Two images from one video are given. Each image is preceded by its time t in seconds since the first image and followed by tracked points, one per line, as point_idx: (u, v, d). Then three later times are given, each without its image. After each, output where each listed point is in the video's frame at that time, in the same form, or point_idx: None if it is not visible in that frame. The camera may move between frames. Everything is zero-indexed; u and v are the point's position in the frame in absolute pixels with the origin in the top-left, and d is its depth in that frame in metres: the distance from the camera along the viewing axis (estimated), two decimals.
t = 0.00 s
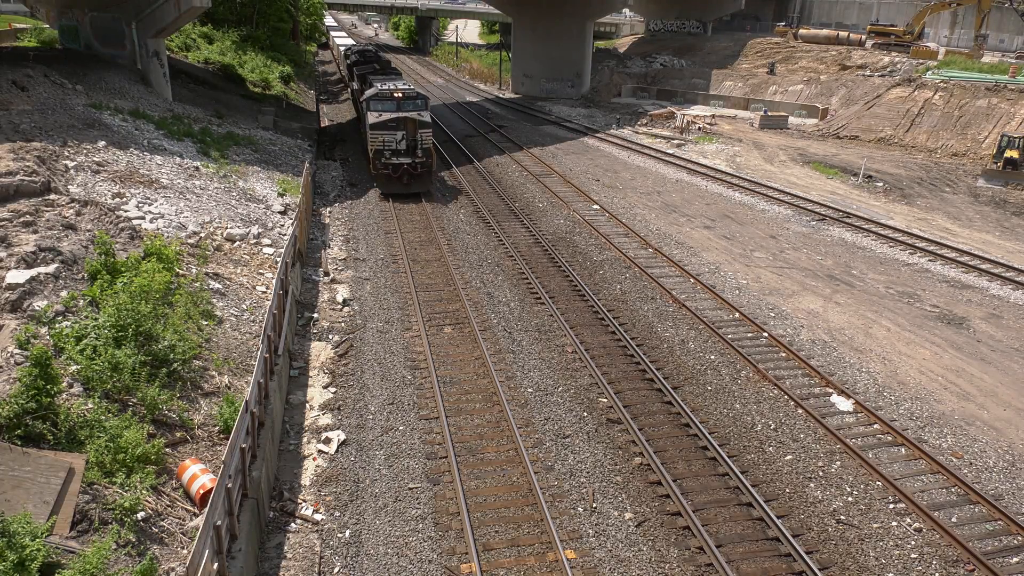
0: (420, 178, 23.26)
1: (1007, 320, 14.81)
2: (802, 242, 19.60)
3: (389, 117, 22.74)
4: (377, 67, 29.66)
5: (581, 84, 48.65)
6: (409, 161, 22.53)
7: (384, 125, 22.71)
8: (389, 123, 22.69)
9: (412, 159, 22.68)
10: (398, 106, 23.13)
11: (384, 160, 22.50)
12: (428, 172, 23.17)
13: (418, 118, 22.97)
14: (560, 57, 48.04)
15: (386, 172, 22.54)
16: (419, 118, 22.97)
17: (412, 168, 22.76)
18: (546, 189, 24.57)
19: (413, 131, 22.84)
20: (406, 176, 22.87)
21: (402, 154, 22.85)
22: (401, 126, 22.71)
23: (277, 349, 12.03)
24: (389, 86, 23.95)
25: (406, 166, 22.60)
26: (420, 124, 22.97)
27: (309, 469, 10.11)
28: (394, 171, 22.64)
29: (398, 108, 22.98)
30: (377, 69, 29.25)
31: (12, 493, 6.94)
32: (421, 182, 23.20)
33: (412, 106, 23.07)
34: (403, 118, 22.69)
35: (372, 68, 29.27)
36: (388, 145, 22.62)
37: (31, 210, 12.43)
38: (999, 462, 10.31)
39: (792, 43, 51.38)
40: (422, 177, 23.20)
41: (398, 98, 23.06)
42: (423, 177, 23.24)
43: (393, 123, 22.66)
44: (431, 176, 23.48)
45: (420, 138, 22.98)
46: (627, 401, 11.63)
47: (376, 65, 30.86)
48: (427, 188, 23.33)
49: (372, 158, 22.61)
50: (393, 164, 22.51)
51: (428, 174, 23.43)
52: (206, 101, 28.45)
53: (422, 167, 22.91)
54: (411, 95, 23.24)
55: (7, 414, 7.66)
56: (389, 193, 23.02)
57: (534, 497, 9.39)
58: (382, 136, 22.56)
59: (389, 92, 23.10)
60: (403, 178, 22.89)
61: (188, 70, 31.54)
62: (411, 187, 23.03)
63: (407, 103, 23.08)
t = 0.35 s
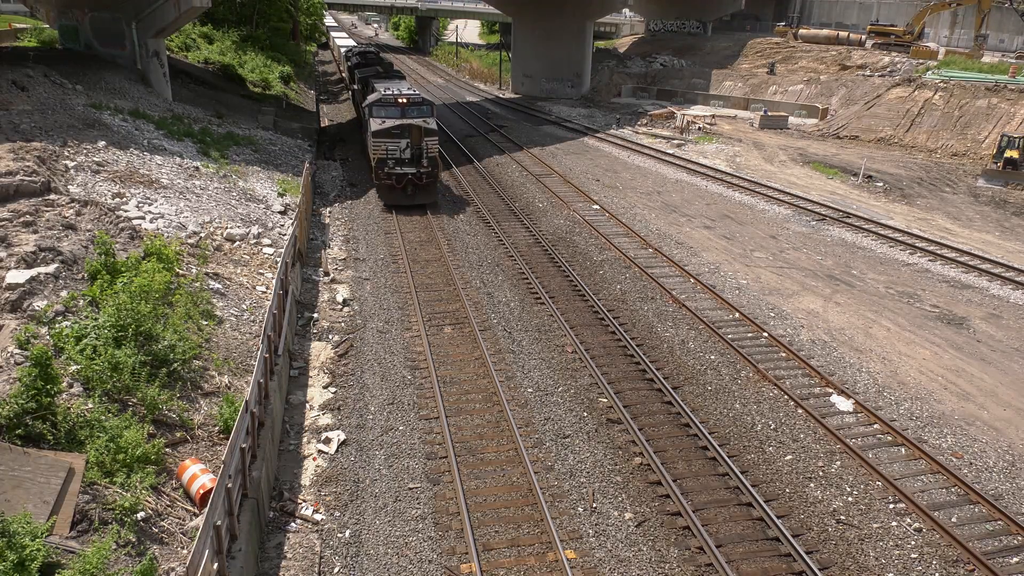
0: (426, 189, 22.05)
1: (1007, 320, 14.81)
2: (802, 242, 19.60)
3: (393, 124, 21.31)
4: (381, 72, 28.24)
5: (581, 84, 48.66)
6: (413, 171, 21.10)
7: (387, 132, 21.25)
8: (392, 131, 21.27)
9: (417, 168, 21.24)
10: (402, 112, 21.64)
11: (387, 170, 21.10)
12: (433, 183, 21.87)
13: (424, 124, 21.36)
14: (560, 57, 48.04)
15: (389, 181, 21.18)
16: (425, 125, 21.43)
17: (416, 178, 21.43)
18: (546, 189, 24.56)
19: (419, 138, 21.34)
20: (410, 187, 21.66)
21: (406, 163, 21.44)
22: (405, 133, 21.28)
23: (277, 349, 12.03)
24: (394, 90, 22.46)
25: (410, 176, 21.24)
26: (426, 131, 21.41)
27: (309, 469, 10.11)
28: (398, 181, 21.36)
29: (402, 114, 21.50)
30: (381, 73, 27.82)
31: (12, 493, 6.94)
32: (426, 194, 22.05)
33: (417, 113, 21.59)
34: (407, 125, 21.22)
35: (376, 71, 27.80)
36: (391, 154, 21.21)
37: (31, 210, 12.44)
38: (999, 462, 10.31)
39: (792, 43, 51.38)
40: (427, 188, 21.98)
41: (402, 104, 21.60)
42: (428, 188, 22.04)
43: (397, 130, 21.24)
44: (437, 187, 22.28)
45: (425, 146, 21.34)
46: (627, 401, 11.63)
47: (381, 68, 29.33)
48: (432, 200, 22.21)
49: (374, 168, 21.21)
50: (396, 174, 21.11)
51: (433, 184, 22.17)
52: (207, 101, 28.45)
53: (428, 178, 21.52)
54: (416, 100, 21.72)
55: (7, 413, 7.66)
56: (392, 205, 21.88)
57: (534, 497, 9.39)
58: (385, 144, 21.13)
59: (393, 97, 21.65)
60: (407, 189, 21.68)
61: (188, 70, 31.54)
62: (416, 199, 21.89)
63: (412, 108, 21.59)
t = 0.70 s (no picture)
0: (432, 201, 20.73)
1: (1007, 320, 14.81)
2: (802, 242, 19.60)
3: (397, 132, 20.35)
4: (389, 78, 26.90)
5: (581, 84, 48.66)
6: (419, 181, 20.06)
7: (391, 140, 20.29)
8: (396, 138, 20.29)
9: (422, 179, 20.19)
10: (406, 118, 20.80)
11: (390, 181, 20.11)
12: (440, 194, 20.72)
13: (429, 131, 20.38)
14: (560, 57, 48.03)
15: (392, 193, 20.14)
16: (431, 133, 20.49)
17: (422, 190, 20.23)
18: (546, 189, 24.57)
19: (424, 147, 20.37)
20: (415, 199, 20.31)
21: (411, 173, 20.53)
22: (410, 142, 20.28)
23: (277, 349, 12.03)
24: (398, 96, 21.59)
25: (415, 187, 20.10)
26: (432, 140, 20.48)
27: (309, 469, 10.11)
28: (402, 193, 20.26)
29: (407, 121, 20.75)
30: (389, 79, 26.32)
31: (12, 493, 6.94)
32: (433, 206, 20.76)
33: (422, 120, 20.85)
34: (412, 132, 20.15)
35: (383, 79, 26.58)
36: (395, 163, 20.28)
37: (31, 210, 12.44)
38: (999, 462, 10.31)
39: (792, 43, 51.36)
40: (433, 200, 20.66)
41: (407, 111, 20.81)
42: (435, 200, 20.73)
43: (402, 138, 20.25)
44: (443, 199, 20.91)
45: (431, 155, 20.39)
46: (627, 401, 11.63)
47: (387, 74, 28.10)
48: (438, 212, 20.96)
49: (377, 178, 20.29)
50: (400, 185, 20.12)
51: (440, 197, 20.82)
52: (206, 101, 28.44)
53: (433, 189, 20.48)
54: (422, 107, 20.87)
55: (7, 414, 7.66)
56: (396, 217, 20.70)
57: (534, 497, 9.39)
58: (389, 153, 20.20)
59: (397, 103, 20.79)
60: (412, 201, 20.36)
61: (188, 70, 31.53)
62: (421, 212, 20.72)
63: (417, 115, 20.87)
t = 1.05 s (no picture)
0: (438, 215, 19.55)
1: (1007, 320, 14.81)
2: (802, 242, 19.60)
3: (400, 141, 19.08)
4: (393, 84, 25.47)
5: (581, 84, 48.64)
6: (424, 194, 18.91)
7: (394, 150, 19.01)
8: (399, 148, 19.00)
9: (428, 192, 19.04)
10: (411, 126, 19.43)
11: (393, 194, 18.95)
12: (446, 208, 19.47)
13: (435, 140, 19.14)
14: (560, 57, 48.01)
15: (396, 207, 18.94)
16: (436, 142, 19.24)
17: (427, 203, 19.08)
18: (546, 189, 24.56)
19: (430, 157, 19.22)
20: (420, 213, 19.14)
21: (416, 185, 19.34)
22: (414, 151, 19.07)
23: (277, 349, 12.03)
24: (403, 103, 20.26)
25: (420, 200, 18.93)
26: (438, 149, 19.29)
27: (309, 469, 10.11)
28: (406, 207, 19.00)
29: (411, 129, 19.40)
30: (393, 86, 24.88)
31: (12, 493, 6.94)
32: (439, 220, 19.58)
33: (427, 128, 19.53)
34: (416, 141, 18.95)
35: (388, 85, 25.12)
36: (398, 175, 19.09)
37: (31, 210, 12.43)
38: (999, 462, 10.31)
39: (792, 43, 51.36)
40: (439, 213, 19.50)
41: (411, 118, 19.53)
42: (441, 213, 19.57)
43: (406, 148, 19.02)
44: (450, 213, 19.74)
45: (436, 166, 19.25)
46: (627, 401, 11.63)
47: (392, 79, 26.64)
48: (445, 226, 19.75)
49: (380, 191, 19.15)
50: (404, 198, 18.89)
51: (446, 210, 19.63)
52: (206, 101, 28.45)
53: (439, 202, 19.24)
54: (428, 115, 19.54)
55: (7, 413, 7.66)
56: (400, 233, 19.37)
57: (534, 497, 9.39)
58: (392, 164, 19.02)
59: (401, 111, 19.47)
60: (416, 216, 19.14)
61: (188, 70, 31.53)
62: (427, 226, 19.38)
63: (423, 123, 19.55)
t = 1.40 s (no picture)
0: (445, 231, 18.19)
1: (1007, 319, 14.81)
2: (802, 242, 19.60)
3: (404, 151, 17.73)
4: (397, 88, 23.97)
5: (581, 84, 48.65)
6: (430, 209, 17.55)
7: (398, 161, 17.66)
8: (403, 158, 17.65)
9: (434, 206, 17.67)
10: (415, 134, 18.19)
11: (397, 209, 17.58)
12: (454, 223, 18.12)
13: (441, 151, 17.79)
14: (560, 57, 48.03)
15: (400, 222, 17.58)
16: (443, 152, 17.94)
17: (433, 218, 17.73)
18: (546, 189, 24.56)
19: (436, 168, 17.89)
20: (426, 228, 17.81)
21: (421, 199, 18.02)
22: (419, 162, 17.73)
23: (277, 349, 12.04)
24: (407, 109, 18.96)
25: (425, 215, 17.59)
26: (444, 160, 17.95)
27: (309, 469, 10.12)
28: (410, 222, 17.66)
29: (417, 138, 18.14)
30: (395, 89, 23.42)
31: (12, 493, 6.94)
32: (446, 236, 18.22)
33: (432, 136, 18.22)
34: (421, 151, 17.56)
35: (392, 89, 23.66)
36: (402, 188, 17.79)
37: (31, 210, 12.44)
38: (999, 462, 10.31)
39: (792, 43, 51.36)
40: (446, 229, 18.13)
41: (416, 127, 18.24)
42: (448, 228, 18.18)
43: (410, 159, 17.66)
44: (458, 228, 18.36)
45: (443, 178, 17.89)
46: (627, 401, 11.63)
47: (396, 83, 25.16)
48: (452, 242, 18.36)
49: (382, 205, 17.74)
50: (409, 213, 17.54)
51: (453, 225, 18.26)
52: (206, 101, 28.45)
53: (446, 217, 17.87)
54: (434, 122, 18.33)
55: (7, 414, 7.66)
56: (405, 249, 18.05)
57: (534, 497, 9.39)
58: (396, 176, 17.68)
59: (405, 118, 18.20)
60: (422, 231, 17.83)
61: (188, 70, 31.54)
62: (433, 242, 18.05)
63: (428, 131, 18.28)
